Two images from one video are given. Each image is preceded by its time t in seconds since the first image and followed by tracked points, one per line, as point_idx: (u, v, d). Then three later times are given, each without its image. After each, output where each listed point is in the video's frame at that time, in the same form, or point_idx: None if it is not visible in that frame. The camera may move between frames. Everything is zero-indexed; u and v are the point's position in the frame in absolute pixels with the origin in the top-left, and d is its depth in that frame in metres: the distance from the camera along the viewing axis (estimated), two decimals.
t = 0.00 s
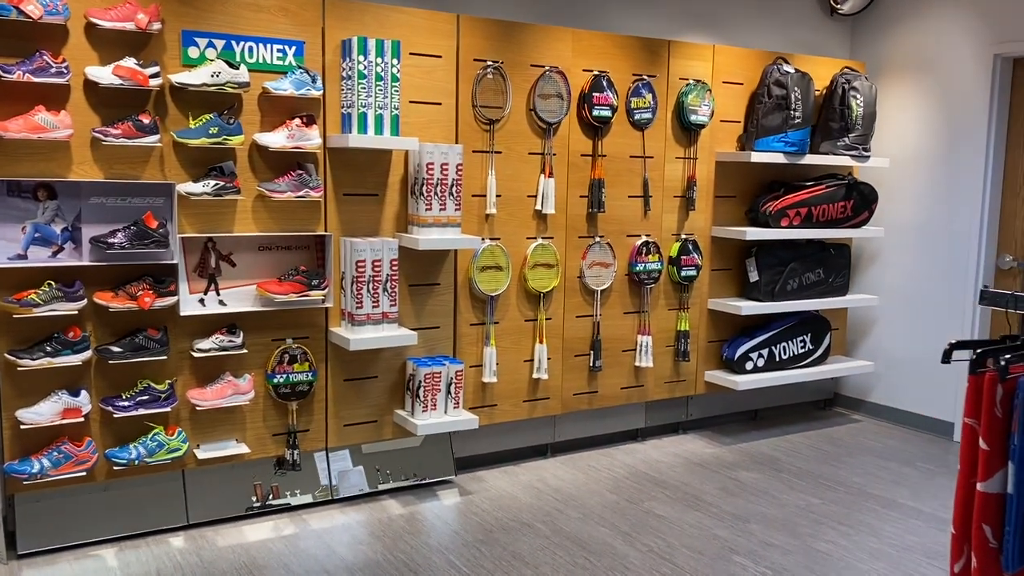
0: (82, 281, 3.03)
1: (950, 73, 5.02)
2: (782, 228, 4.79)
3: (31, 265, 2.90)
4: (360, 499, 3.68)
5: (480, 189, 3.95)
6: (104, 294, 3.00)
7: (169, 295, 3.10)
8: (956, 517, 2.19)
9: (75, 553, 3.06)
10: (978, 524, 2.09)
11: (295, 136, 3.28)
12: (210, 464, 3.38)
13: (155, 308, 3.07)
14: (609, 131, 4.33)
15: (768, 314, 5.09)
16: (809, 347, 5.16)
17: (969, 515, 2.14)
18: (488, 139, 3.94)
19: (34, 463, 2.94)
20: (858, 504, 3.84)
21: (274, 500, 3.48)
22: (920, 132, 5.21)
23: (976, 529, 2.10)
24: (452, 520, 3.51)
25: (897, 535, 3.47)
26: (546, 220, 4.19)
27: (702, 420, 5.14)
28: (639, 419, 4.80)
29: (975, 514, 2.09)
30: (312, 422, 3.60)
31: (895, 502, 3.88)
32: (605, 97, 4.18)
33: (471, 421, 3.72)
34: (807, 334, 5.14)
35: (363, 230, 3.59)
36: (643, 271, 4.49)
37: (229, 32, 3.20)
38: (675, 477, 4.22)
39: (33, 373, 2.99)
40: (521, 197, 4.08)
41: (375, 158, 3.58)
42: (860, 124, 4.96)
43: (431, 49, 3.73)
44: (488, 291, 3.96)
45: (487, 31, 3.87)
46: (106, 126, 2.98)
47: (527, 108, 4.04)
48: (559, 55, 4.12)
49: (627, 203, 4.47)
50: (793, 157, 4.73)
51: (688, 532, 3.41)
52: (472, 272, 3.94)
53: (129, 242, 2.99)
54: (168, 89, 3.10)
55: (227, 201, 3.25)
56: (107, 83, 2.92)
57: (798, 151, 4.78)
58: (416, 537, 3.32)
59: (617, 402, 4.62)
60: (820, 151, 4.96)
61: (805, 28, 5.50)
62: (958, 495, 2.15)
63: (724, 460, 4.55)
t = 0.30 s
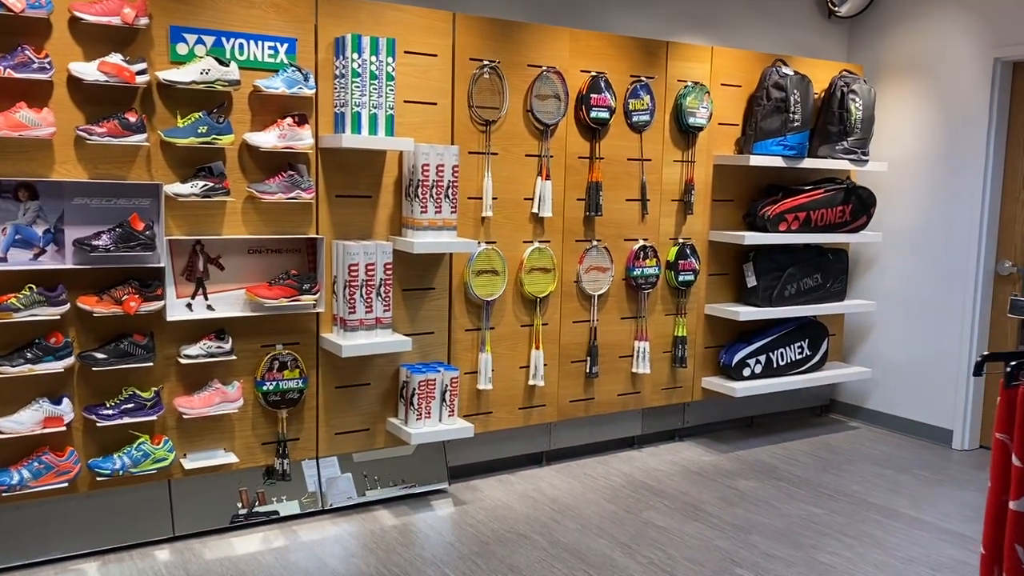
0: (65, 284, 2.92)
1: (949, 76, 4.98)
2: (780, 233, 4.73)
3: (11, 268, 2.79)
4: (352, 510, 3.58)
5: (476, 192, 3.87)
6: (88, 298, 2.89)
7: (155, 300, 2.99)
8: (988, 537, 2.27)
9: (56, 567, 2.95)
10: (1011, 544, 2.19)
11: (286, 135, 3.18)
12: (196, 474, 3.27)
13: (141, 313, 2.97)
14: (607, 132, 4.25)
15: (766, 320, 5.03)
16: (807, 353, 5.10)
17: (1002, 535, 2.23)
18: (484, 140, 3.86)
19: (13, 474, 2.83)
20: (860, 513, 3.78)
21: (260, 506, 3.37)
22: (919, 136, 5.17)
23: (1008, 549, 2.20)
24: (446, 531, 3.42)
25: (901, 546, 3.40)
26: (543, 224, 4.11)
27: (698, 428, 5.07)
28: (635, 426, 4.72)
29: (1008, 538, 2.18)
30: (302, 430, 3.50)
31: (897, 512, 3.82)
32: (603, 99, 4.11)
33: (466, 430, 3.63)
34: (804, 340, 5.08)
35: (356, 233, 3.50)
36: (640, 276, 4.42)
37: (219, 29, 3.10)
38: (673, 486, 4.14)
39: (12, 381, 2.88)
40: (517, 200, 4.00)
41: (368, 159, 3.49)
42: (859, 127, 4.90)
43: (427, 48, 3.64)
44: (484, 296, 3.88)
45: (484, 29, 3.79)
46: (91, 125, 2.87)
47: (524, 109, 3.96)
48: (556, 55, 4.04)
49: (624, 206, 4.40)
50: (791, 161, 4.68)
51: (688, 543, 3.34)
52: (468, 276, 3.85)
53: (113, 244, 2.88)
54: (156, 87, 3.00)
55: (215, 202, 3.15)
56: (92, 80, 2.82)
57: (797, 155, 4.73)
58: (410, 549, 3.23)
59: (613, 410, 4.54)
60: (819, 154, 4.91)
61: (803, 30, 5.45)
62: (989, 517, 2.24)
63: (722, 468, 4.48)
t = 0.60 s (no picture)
0: (57, 292, 2.83)
1: (957, 79, 4.91)
2: (787, 238, 4.65)
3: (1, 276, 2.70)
4: (352, 522, 3.49)
5: (479, 196, 3.79)
6: (80, 306, 2.81)
7: (150, 308, 2.90)
8: None
9: None
10: None
11: (285, 138, 3.10)
12: (192, 487, 3.18)
13: (135, 321, 2.88)
14: (611, 136, 4.17)
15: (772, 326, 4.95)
16: (814, 360, 5.02)
17: None
18: (487, 143, 3.78)
19: (3, 488, 2.74)
20: (871, 525, 3.70)
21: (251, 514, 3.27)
22: (926, 140, 5.10)
23: None
24: (449, 544, 3.33)
25: (915, 559, 3.33)
26: (546, 229, 4.02)
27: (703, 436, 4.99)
28: (639, 435, 4.63)
29: None
30: (301, 441, 3.41)
31: (910, 523, 3.74)
32: (608, 101, 4.03)
33: (469, 440, 3.55)
34: (810, 347, 5.01)
35: (356, 239, 3.41)
36: (645, 281, 4.34)
37: (216, 28, 3.02)
38: (679, 496, 4.05)
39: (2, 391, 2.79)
40: (519, 204, 3.92)
41: (369, 163, 3.40)
42: (865, 131, 4.83)
43: (429, 49, 3.56)
44: (486, 303, 3.79)
45: (487, 30, 3.71)
46: (84, 127, 2.79)
47: (527, 112, 3.88)
48: (560, 56, 3.96)
49: (629, 211, 4.32)
50: (798, 165, 4.61)
51: (698, 557, 3.27)
52: (470, 283, 3.76)
53: (107, 251, 2.79)
54: (151, 88, 2.91)
55: (212, 207, 3.06)
56: (85, 81, 2.73)
57: (803, 159, 4.66)
58: (412, 563, 3.14)
59: (617, 418, 4.45)
60: (825, 158, 4.83)
61: (808, 32, 5.38)
62: None
63: (729, 478, 4.40)
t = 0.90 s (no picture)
0: (56, 297, 2.75)
1: (966, 74, 4.85)
2: (796, 236, 4.59)
3: None
4: (358, 529, 3.41)
5: (485, 196, 3.71)
6: (80, 311, 2.73)
7: (151, 312, 2.83)
8: None
9: None
10: None
11: (289, 138, 3.02)
12: (195, 496, 3.11)
13: (136, 326, 2.80)
14: (618, 133, 4.10)
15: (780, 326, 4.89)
16: (823, 360, 4.96)
17: None
18: (493, 142, 3.70)
19: (1, 499, 2.66)
20: (887, 529, 3.64)
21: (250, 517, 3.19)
22: (934, 137, 5.04)
23: None
24: (458, 551, 3.26)
25: (935, 563, 3.26)
26: (553, 229, 3.95)
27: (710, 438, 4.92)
28: (647, 438, 4.56)
29: None
30: (307, 447, 3.34)
31: (927, 526, 3.67)
32: (615, 98, 3.96)
33: (478, 445, 3.47)
34: (820, 347, 4.94)
35: (361, 241, 3.34)
36: (653, 282, 4.26)
37: (218, 25, 2.94)
38: (689, 500, 3.99)
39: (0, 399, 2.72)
40: (526, 203, 3.84)
41: (374, 162, 3.33)
42: (874, 127, 4.77)
43: (434, 45, 3.49)
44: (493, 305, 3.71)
45: (493, 26, 3.63)
46: (82, 127, 2.71)
47: (533, 110, 3.81)
48: (566, 53, 3.89)
49: (636, 210, 4.25)
50: (807, 162, 4.54)
51: (714, 564, 3.20)
52: (476, 284, 3.69)
53: (107, 254, 2.71)
54: (151, 87, 2.83)
55: (214, 209, 2.99)
56: (83, 79, 2.65)
57: (812, 156, 4.59)
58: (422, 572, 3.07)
59: (625, 421, 4.38)
60: (834, 156, 4.77)
61: (814, 28, 5.32)
62: None
63: (739, 480, 4.33)
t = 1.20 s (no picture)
0: (45, 302, 2.66)
1: (959, 63, 4.84)
2: (792, 228, 4.56)
3: None
4: (359, 533, 3.33)
5: (483, 192, 3.64)
6: (70, 316, 2.63)
7: (145, 317, 2.74)
8: None
9: None
10: None
11: (283, 134, 2.94)
12: (193, 504, 3.02)
13: (129, 331, 2.71)
14: (615, 126, 4.04)
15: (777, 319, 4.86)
16: (819, 352, 4.94)
17: None
18: (490, 137, 3.63)
19: None
20: (892, 521, 3.61)
21: (239, 520, 3.10)
22: (927, 126, 5.03)
23: None
24: (463, 554, 3.20)
25: (943, 556, 3.23)
26: (551, 224, 3.89)
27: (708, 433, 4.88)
28: (646, 433, 4.52)
29: None
30: (305, 452, 3.26)
31: (932, 518, 3.64)
32: (612, 91, 3.90)
33: (480, 445, 3.41)
34: (816, 339, 4.92)
35: (358, 239, 3.26)
36: (652, 277, 4.22)
37: (208, 18, 2.85)
38: (692, 496, 3.95)
39: None
40: (524, 198, 3.78)
41: (370, 158, 3.25)
42: (868, 117, 4.75)
43: (429, 38, 3.41)
44: (493, 303, 3.65)
45: (488, 18, 3.56)
46: (70, 125, 2.61)
47: (530, 103, 3.74)
48: (562, 45, 3.83)
49: (633, 204, 4.19)
50: (803, 153, 4.51)
51: (722, 561, 3.16)
52: (475, 282, 3.63)
53: (98, 257, 2.62)
54: (141, 83, 2.74)
55: (207, 208, 2.90)
56: (70, 76, 2.55)
57: (808, 147, 4.56)
58: None
59: (625, 417, 4.33)
60: (829, 146, 4.74)
61: (806, 19, 5.29)
62: None
63: (740, 475, 4.30)
